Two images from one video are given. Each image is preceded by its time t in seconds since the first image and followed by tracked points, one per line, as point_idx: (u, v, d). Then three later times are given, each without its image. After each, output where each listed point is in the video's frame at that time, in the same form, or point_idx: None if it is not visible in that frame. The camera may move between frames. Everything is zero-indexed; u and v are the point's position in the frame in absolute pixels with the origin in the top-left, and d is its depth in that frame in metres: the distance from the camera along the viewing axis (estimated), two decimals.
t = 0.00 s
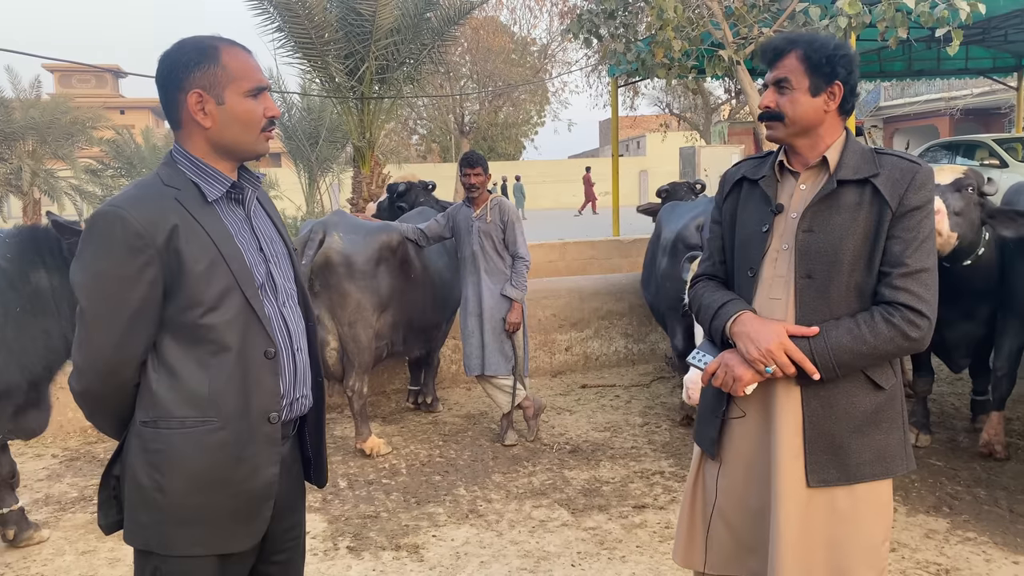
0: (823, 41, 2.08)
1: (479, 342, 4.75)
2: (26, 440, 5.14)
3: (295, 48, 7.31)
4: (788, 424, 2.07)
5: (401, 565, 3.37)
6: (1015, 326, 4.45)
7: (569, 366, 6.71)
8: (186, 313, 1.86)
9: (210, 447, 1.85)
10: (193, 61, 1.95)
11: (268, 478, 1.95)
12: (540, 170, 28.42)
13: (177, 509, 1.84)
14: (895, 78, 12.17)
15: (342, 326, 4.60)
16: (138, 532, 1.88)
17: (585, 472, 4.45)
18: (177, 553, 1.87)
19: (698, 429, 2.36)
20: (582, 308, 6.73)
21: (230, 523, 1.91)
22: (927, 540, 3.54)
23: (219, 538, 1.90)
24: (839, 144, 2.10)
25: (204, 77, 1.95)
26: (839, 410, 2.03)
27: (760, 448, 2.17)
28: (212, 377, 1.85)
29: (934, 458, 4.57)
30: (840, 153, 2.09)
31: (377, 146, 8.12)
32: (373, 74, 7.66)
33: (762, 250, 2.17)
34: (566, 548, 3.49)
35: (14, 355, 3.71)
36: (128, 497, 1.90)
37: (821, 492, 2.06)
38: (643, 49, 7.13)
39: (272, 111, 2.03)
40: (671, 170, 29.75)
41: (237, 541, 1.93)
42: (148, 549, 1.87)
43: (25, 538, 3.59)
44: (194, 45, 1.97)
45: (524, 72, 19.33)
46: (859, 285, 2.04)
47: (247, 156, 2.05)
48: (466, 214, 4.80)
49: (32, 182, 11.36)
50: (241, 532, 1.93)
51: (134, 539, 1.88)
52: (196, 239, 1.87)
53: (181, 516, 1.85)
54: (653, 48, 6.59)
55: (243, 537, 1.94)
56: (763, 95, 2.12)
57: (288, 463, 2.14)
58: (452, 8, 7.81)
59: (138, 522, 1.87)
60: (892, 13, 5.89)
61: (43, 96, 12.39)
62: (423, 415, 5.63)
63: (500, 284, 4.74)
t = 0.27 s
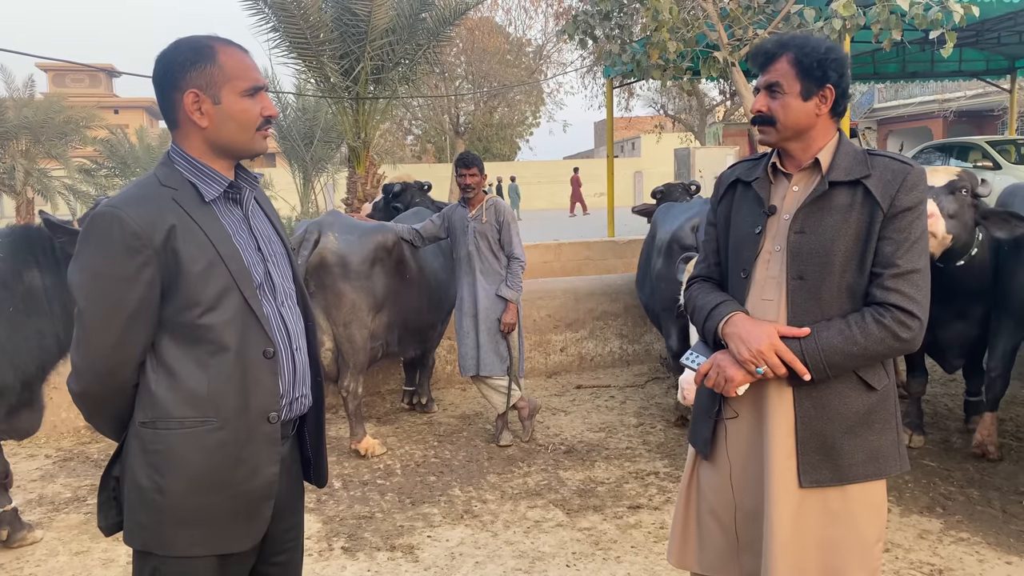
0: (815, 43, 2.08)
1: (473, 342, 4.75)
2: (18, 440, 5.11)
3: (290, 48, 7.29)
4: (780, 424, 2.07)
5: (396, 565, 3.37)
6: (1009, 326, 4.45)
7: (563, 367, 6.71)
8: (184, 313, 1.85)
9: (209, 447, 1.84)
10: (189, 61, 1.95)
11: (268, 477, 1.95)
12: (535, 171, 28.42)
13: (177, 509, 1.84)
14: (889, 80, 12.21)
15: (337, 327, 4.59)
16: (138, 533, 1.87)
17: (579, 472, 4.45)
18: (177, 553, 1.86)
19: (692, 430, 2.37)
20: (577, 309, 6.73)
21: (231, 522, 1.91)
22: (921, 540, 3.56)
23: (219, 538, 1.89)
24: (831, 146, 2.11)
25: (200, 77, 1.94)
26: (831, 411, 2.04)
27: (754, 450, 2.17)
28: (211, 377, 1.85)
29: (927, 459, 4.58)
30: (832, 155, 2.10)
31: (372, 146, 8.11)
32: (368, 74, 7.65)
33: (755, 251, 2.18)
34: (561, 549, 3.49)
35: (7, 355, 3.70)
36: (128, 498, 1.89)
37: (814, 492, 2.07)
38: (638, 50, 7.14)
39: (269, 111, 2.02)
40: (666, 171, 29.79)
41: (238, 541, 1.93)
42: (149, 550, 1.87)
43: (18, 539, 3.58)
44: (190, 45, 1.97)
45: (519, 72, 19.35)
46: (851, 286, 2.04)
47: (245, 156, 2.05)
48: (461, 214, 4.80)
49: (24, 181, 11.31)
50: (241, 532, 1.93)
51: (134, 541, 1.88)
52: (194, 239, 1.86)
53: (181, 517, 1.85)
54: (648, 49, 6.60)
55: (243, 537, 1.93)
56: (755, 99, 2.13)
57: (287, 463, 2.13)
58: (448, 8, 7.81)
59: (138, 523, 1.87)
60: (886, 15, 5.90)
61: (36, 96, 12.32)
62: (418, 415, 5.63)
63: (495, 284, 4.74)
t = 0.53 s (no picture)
0: (810, 46, 2.08)
1: (469, 343, 4.75)
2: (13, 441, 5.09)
3: (286, 48, 7.28)
4: (770, 424, 2.08)
5: (392, 566, 3.37)
6: (1004, 326, 4.46)
7: (559, 368, 6.72)
8: (182, 314, 1.85)
9: (206, 447, 1.84)
10: (181, 60, 1.94)
11: (266, 477, 1.95)
12: (530, 172, 28.45)
13: (175, 510, 1.84)
14: (884, 82, 12.26)
15: (333, 327, 4.59)
16: (136, 534, 1.86)
17: (575, 473, 4.45)
18: (175, 554, 1.86)
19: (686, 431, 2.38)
20: (573, 310, 6.73)
21: (229, 523, 1.90)
22: (915, 541, 3.57)
23: (217, 539, 1.89)
24: (824, 149, 2.11)
25: (190, 75, 1.93)
26: (821, 413, 2.04)
27: (746, 450, 2.18)
28: (209, 377, 1.85)
29: (921, 460, 4.60)
30: (825, 157, 2.10)
31: (368, 147, 8.10)
32: (364, 75, 7.65)
33: (747, 253, 2.19)
34: (556, 550, 3.49)
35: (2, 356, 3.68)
36: (125, 499, 1.88)
37: (804, 492, 2.07)
38: (634, 52, 7.16)
39: (259, 113, 2.00)
40: (661, 172, 29.85)
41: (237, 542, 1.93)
42: (146, 552, 1.86)
43: (13, 540, 3.56)
44: (184, 44, 1.96)
45: (515, 73, 19.37)
46: (841, 287, 2.05)
47: (235, 158, 2.03)
48: (458, 215, 4.80)
49: (19, 181, 11.28)
50: (240, 532, 1.93)
51: (130, 542, 1.87)
52: (192, 239, 1.86)
53: (179, 518, 1.84)
54: (644, 51, 6.61)
55: (241, 537, 1.93)
56: (750, 101, 2.13)
57: (285, 463, 2.13)
58: (444, 9, 7.82)
59: (135, 524, 1.86)
60: (881, 17, 5.92)
61: (31, 95, 12.29)
62: (414, 416, 5.63)
63: (491, 285, 4.74)
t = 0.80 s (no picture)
0: (804, 52, 2.09)
1: (466, 345, 4.76)
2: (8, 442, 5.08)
3: (283, 49, 7.27)
4: (762, 423, 2.09)
5: (389, 568, 3.37)
6: (1001, 330, 4.46)
7: (556, 370, 6.72)
8: (177, 314, 1.85)
9: (199, 447, 1.84)
10: (175, 63, 1.99)
11: (258, 480, 1.94)
12: (527, 173, 28.47)
13: (166, 511, 1.84)
14: (880, 85, 12.30)
15: (330, 328, 4.59)
16: (126, 533, 1.86)
17: (572, 475, 4.46)
18: (166, 554, 1.86)
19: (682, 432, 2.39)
20: (570, 312, 6.74)
21: (219, 523, 1.90)
22: (911, 542, 3.58)
23: (208, 540, 1.89)
24: (817, 151, 2.13)
25: (179, 78, 1.97)
26: (814, 413, 2.04)
27: (739, 450, 2.19)
28: (202, 378, 1.85)
29: (917, 462, 4.61)
30: (817, 160, 2.12)
31: (364, 148, 8.10)
32: (361, 76, 7.65)
33: (740, 255, 2.20)
34: (553, 551, 3.50)
35: None
36: (117, 497, 1.88)
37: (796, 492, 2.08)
38: (631, 54, 7.17)
39: (237, 117, 1.96)
40: (658, 174, 29.90)
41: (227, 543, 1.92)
42: (137, 551, 1.86)
43: (9, 541, 3.55)
44: (183, 47, 1.99)
45: (512, 75, 19.38)
46: (833, 289, 2.05)
47: (218, 163, 2.00)
48: (455, 217, 4.81)
49: (15, 182, 11.26)
50: (230, 534, 1.92)
51: (121, 542, 1.87)
52: (187, 240, 1.86)
53: (169, 518, 1.84)
54: (641, 53, 6.62)
55: (231, 539, 1.92)
56: (744, 106, 2.14)
57: (278, 465, 2.13)
58: (441, 11, 7.83)
59: (127, 523, 1.86)
60: (877, 20, 5.93)
61: (27, 96, 12.26)
62: (411, 418, 5.62)
63: (489, 287, 4.75)
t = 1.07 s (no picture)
0: (799, 56, 2.09)
1: (464, 346, 4.76)
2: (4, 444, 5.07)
3: (280, 51, 7.28)
4: (755, 424, 2.10)
5: (386, 569, 3.37)
6: (1000, 331, 4.45)
7: (553, 371, 6.73)
8: (171, 315, 1.85)
9: (190, 448, 1.85)
10: (172, 65, 2.00)
11: (247, 482, 1.94)
12: (525, 175, 28.49)
13: (155, 511, 1.84)
14: (877, 88, 12.33)
15: (328, 330, 4.59)
16: (115, 532, 1.87)
17: (569, 477, 4.46)
18: (154, 554, 1.86)
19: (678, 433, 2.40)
20: (568, 313, 6.74)
21: (207, 525, 1.90)
22: (907, 544, 3.59)
23: (196, 541, 1.89)
24: (811, 155, 2.13)
25: (175, 78, 1.98)
26: (806, 415, 2.05)
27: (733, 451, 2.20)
28: (195, 379, 1.85)
29: (913, 464, 4.62)
30: (811, 163, 2.12)
31: (362, 150, 8.10)
32: (358, 78, 7.66)
33: (733, 257, 2.22)
34: (550, 553, 3.50)
35: None
36: (107, 495, 1.88)
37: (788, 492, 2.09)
38: (628, 56, 7.19)
39: (230, 116, 1.96)
40: (655, 176, 29.93)
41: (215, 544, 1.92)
42: (126, 550, 1.86)
43: (5, 542, 3.54)
44: (179, 49, 2.00)
45: (509, 77, 19.39)
46: (824, 292, 2.06)
47: (214, 163, 2.00)
48: (453, 218, 4.81)
49: (12, 183, 11.25)
50: (217, 535, 1.92)
51: (110, 540, 1.87)
52: (183, 240, 1.86)
53: (158, 518, 1.84)
54: (638, 55, 6.64)
55: (218, 540, 1.92)
56: (739, 111, 2.14)
57: (270, 467, 2.13)
58: (439, 13, 7.84)
59: (116, 522, 1.86)
60: (874, 23, 5.94)
61: (24, 97, 12.24)
62: (408, 420, 5.62)
63: (486, 289, 4.75)
